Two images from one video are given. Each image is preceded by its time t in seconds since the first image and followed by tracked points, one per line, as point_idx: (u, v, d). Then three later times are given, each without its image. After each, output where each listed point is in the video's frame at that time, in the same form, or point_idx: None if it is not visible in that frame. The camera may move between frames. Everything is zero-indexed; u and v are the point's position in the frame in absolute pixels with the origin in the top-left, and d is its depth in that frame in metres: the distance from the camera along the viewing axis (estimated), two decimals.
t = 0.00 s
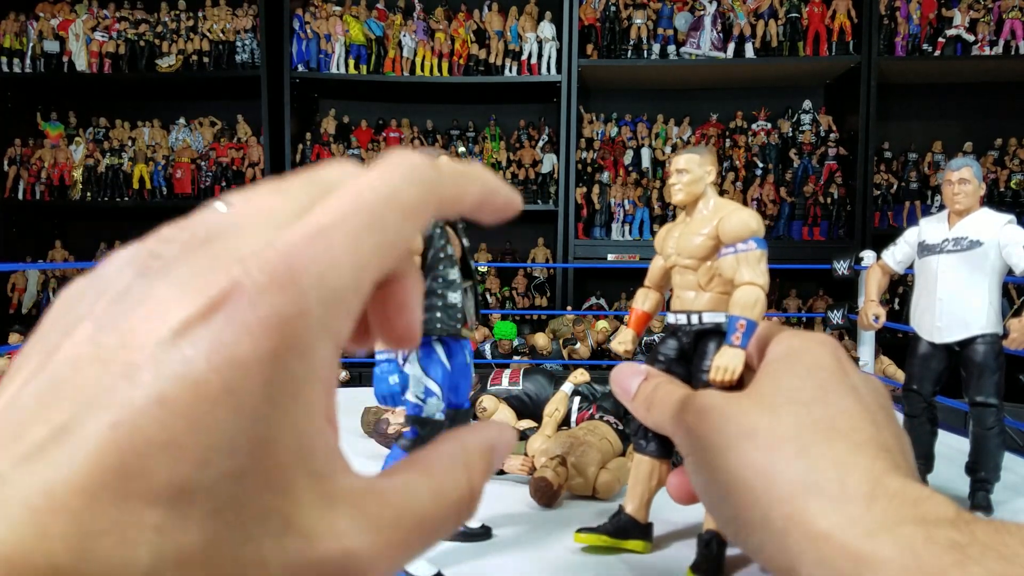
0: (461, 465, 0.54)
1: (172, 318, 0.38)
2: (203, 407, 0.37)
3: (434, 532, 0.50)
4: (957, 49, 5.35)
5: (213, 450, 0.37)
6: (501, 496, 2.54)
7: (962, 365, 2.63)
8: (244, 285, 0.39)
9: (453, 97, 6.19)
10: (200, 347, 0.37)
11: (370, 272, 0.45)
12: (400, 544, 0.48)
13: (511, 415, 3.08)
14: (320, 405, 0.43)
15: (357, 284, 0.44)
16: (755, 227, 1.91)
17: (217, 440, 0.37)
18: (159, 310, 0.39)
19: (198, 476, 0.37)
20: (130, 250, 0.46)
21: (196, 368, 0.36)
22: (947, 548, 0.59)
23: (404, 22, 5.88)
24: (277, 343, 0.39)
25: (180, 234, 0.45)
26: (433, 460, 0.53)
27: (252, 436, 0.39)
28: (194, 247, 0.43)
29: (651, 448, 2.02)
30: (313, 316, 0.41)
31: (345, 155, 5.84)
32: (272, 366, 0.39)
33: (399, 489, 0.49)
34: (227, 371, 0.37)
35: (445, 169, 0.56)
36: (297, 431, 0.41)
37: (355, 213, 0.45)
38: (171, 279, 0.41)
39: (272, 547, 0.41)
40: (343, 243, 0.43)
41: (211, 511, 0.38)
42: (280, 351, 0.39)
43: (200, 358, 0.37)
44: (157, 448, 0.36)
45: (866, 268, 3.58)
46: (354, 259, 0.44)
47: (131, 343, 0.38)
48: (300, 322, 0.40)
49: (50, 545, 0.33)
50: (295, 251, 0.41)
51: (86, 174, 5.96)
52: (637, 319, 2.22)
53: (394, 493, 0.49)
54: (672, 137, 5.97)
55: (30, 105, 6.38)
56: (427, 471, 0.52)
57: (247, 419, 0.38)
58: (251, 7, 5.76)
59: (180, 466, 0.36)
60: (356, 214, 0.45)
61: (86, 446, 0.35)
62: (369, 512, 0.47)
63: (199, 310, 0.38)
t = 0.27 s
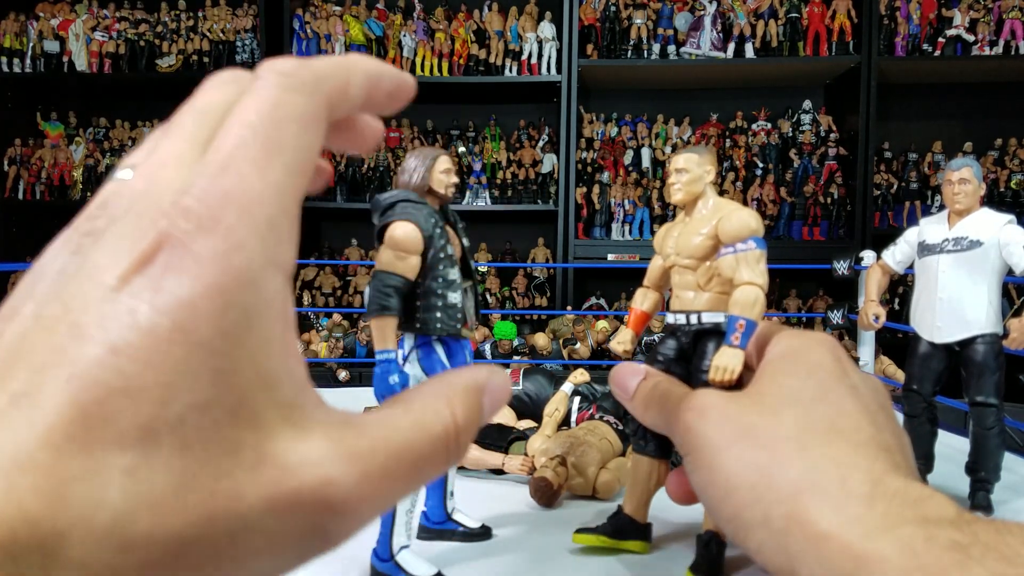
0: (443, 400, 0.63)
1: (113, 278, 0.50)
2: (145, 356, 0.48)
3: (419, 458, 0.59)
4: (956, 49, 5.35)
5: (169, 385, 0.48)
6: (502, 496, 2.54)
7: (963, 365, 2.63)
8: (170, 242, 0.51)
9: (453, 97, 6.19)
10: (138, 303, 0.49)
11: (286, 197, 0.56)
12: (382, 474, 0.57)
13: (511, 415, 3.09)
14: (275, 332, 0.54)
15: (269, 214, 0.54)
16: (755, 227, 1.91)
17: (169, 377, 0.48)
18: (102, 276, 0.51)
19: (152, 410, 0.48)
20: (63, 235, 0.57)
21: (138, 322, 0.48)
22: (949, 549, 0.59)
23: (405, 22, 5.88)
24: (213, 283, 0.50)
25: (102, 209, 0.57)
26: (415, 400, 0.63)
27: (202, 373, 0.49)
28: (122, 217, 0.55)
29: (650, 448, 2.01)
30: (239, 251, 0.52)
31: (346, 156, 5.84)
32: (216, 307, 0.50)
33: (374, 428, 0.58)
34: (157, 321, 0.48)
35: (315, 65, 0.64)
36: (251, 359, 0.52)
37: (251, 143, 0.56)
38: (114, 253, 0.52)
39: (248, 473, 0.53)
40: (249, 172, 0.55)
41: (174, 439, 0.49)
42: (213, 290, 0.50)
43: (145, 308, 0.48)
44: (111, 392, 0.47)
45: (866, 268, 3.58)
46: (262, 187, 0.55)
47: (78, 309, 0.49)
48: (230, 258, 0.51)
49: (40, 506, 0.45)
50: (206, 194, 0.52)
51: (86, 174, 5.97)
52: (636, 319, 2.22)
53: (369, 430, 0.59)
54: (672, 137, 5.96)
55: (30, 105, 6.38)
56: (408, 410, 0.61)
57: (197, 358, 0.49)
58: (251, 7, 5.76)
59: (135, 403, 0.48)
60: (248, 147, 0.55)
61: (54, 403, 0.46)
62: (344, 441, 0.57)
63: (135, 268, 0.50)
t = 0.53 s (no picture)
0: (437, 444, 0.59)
1: (120, 314, 0.47)
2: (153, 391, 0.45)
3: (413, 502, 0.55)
4: (957, 49, 5.35)
5: (173, 423, 0.45)
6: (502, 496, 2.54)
7: (962, 365, 2.63)
8: (180, 278, 0.47)
9: (453, 97, 6.19)
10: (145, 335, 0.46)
11: (292, 237, 0.52)
12: (373, 515, 0.53)
13: (511, 415, 3.09)
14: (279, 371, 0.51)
15: (278, 254, 0.51)
16: (754, 227, 1.91)
17: (173, 414, 0.45)
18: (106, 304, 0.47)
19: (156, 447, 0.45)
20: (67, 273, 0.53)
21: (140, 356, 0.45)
22: (950, 548, 0.59)
23: (405, 22, 5.88)
24: (221, 320, 0.47)
25: (110, 247, 0.52)
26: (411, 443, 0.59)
27: (205, 408, 0.46)
28: (127, 249, 0.51)
29: (649, 448, 2.01)
30: (248, 291, 0.48)
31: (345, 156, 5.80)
32: (223, 341, 0.47)
33: (372, 466, 0.55)
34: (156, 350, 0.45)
35: (313, 107, 0.60)
36: (254, 397, 0.49)
37: (257, 185, 0.52)
38: (120, 282, 0.49)
39: (245, 511, 0.49)
40: (254, 216, 0.51)
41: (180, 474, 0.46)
42: (223, 325, 0.47)
43: (151, 343, 0.45)
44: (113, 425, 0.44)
45: (866, 267, 3.58)
46: (269, 228, 0.51)
47: (81, 344, 0.46)
48: (239, 298, 0.48)
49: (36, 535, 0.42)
50: (213, 236, 0.49)
51: (86, 174, 5.97)
52: (635, 319, 2.22)
53: (368, 468, 0.55)
54: (672, 137, 5.96)
55: (30, 105, 6.38)
56: (401, 452, 0.57)
57: (201, 392, 0.46)
58: (251, 7, 5.77)
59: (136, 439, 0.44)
60: (257, 183, 0.52)
61: (57, 434, 0.43)
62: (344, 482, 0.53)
63: (144, 305, 0.47)
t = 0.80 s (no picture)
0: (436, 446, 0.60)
1: (131, 316, 0.48)
2: (164, 387, 0.46)
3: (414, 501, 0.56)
4: (957, 49, 5.34)
5: (184, 418, 0.46)
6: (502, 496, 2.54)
7: (962, 365, 2.63)
8: (191, 282, 0.49)
9: (453, 97, 6.19)
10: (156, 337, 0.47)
11: (295, 242, 0.53)
12: (376, 512, 0.54)
13: (511, 415, 3.09)
14: (285, 372, 0.52)
15: (282, 257, 0.52)
16: (754, 227, 1.91)
17: (184, 411, 0.46)
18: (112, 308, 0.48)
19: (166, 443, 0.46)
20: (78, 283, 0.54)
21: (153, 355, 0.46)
22: (950, 548, 0.59)
23: (404, 22, 5.88)
24: (230, 320, 0.49)
25: (120, 258, 0.53)
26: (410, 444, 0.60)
27: (214, 404, 0.47)
28: (134, 260, 0.52)
29: (649, 448, 2.01)
30: (254, 293, 0.50)
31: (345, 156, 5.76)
32: (232, 340, 0.48)
33: (373, 465, 0.55)
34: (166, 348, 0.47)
35: (310, 121, 0.61)
36: (260, 395, 0.50)
37: (261, 193, 0.53)
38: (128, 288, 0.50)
39: (253, 507, 0.50)
40: (259, 224, 0.52)
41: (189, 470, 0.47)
42: (232, 324, 0.49)
43: (163, 342, 0.47)
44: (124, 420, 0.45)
45: (866, 267, 3.58)
46: (274, 233, 0.52)
47: (92, 346, 0.47)
48: (247, 300, 0.49)
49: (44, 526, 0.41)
50: (221, 243, 0.51)
51: (86, 174, 5.96)
52: (635, 320, 2.22)
53: (370, 467, 0.56)
54: (672, 137, 5.96)
55: (30, 105, 6.38)
56: (401, 452, 0.58)
57: (211, 389, 0.47)
58: (251, 7, 5.77)
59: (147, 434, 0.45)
60: (261, 190, 0.53)
61: (70, 431, 0.43)
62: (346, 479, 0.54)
63: (156, 307, 0.48)
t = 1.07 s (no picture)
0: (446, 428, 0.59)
1: (135, 291, 0.46)
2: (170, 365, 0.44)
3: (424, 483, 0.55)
4: (957, 49, 5.34)
5: (187, 397, 0.44)
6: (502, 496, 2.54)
7: (962, 365, 2.63)
8: (196, 258, 0.47)
9: (453, 97, 6.19)
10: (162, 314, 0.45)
11: (302, 217, 0.52)
12: (385, 497, 0.52)
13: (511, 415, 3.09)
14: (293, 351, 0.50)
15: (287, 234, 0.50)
16: (754, 227, 1.91)
17: (188, 389, 0.44)
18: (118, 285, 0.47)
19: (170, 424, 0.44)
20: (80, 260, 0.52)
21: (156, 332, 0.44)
22: (949, 548, 0.59)
23: (404, 22, 5.89)
24: (236, 296, 0.47)
25: (123, 233, 0.52)
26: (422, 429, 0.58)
27: (220, 385, 0.46)
28: (140, 233, 0.50)
29: (649, 448, 2.01)
30: (260, 269, 0.48)
31: (345, 156, 5.82)
32: (238, 317, 0.47)
33: (382, 447, 0.54)
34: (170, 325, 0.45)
35: (317, 94, 0.59)
36: (267, 374, 0.48)
37: (266, 168, 0.52)
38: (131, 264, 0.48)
39: (261, 489, 0.48)
40: (265, 198, 0.51)
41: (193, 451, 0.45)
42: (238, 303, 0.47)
43: (168, 319, 0.45)
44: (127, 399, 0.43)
45: (866, 268, 3.58)
46: (279, 208, 0.51)
47: (96, 322, 0.45)
48: (252, 276, 0.48)
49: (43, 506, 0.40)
50: (226, 219, 0.49)
51: (86, 174, 5.96)
52: (635, 320, 2.22)
53: (379, 450, 0.54)
54: (672, 137, 5.96)
55: (30, 105, 6.37)
56: (412, 435, 0.56)
57: (216, 368, 0.46)
58: (251, 7, 5.77)
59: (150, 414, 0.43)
60: (267, 166, 0.52)
61: (71, 409, 0.42)
62: (356, 460, 0.52)
63: (160, 283, 0.46)
